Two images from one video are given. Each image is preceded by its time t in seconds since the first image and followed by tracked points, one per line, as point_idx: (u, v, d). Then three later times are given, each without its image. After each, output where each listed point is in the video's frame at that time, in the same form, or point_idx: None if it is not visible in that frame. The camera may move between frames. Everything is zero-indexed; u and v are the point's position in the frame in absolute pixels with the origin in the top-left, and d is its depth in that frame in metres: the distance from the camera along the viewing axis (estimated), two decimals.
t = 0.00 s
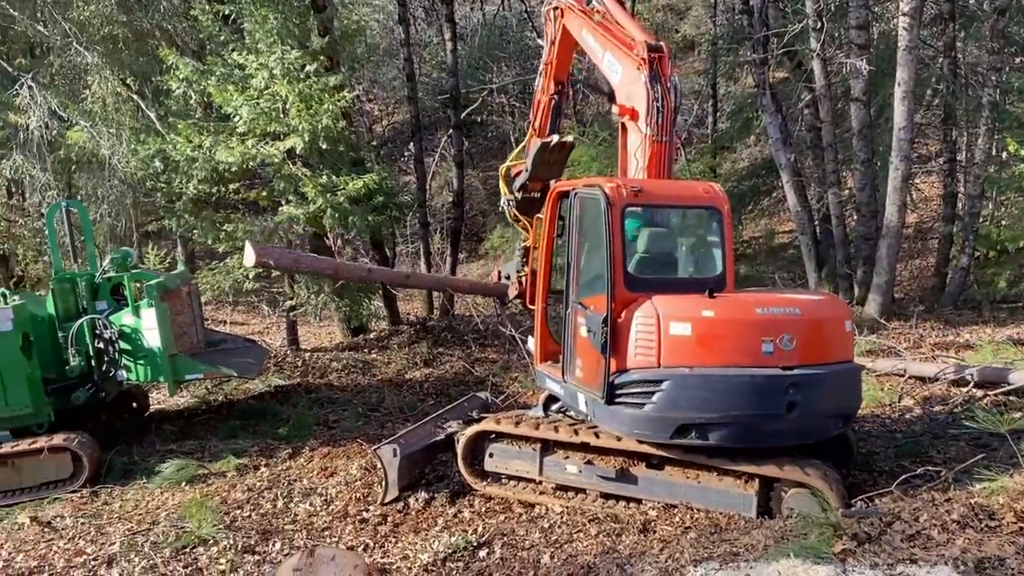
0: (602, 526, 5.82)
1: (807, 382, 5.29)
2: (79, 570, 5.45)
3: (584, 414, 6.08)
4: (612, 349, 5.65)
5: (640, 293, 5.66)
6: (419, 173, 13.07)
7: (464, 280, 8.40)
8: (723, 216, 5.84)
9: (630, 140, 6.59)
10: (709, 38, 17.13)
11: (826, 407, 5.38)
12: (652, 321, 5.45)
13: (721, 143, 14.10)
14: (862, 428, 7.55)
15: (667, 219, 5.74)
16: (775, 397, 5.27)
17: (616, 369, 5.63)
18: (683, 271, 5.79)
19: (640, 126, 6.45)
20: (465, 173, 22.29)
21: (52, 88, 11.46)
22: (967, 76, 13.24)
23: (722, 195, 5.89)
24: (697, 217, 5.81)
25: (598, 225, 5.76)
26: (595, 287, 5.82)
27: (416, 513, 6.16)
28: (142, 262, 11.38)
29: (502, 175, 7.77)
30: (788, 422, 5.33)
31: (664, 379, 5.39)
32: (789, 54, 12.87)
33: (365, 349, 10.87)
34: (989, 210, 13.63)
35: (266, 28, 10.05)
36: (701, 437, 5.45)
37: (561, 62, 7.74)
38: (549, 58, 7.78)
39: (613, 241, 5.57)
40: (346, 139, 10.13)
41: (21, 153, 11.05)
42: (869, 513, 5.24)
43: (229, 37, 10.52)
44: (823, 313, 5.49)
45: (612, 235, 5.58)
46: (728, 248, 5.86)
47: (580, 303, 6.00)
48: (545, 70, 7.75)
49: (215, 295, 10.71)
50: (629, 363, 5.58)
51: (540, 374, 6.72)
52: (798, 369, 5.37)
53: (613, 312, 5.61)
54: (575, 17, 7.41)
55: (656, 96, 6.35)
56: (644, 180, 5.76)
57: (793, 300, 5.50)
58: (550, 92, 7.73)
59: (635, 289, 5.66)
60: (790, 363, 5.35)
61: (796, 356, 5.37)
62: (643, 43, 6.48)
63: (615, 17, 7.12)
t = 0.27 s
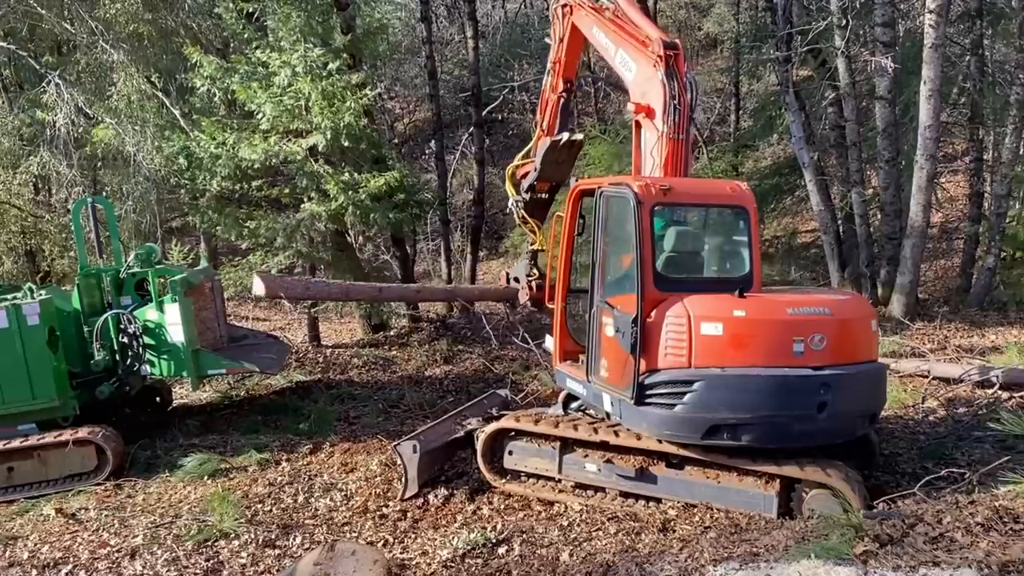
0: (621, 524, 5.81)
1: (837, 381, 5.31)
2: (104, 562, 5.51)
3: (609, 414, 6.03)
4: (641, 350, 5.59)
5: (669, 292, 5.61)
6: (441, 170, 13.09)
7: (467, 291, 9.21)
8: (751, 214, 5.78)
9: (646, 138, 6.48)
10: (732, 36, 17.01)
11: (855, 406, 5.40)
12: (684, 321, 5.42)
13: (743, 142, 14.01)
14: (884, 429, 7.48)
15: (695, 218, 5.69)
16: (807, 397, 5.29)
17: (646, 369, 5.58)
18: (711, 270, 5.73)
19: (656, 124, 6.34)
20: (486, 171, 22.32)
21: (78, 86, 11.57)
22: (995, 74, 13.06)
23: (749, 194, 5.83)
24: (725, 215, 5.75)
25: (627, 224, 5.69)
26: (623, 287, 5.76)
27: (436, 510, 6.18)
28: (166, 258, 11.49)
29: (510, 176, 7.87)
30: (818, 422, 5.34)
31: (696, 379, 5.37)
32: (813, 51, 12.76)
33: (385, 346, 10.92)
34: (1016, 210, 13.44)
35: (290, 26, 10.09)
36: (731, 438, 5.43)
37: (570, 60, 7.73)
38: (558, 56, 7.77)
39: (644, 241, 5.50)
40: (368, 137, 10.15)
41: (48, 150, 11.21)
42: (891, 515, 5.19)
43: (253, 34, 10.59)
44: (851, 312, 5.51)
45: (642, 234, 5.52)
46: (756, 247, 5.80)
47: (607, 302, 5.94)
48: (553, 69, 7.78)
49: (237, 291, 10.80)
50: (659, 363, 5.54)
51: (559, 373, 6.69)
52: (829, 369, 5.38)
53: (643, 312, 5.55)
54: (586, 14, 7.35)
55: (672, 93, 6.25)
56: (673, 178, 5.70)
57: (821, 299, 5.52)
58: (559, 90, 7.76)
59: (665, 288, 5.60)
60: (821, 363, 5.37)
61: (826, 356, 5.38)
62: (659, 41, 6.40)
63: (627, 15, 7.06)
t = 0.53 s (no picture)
0: (642, 524, 5.79)
1: (870, 381, 5.32)
2: (129, 554, 5.57)
3: (635, 413, 6.01)
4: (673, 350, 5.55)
5: (701, 292, 5.57)
6: (462, 168, 13.11)
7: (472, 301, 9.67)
8: (780, 214, 5.73)
9: (661, 138, 6.44)
10: (756, 34, 16.90)
11: (886, 405, 5.42)
12: (718, 321, 5.39)
13: (767, 140, 13.92)
14: (909, 431, 7.41)
15: (725, 216, 5.66)
16: (841, 397, 5.28)
17: (679, 370, 5.54)
18: (741, 269, 5.67)
19: (671, 123, 6.30)
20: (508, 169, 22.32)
21: (105, 84, 11.67)
22: None
23: (778, 193, 5.78)
24: (754, 214, 5.69)
25: (659, 223, 5.65)
26: (653, 286, 5.73)
27: (456, 507, 6.20)
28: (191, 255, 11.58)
29: (516, 183, 7.77)
30: (851, 422, 5.35)
31: (731, 380, 5.34)
32: (839, 50, 12.65)
33: (407, 343, 10.96)
34: None
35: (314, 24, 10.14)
36: (765, 438, 5.40)
37: (576, 63, 7.67)
38: (563, 60, 7.71)
39: (677, 239, 5.47)
40: (391, 135, 10.17)
41: (75, 147, 11.27)
42: (915, 517, 5.14)
43: (278, 33, 10.67)
44: (881, 312, 5.54)
45: (675, 233, 5.48)
46: (785, 247, 5.72)
47: (636, 302, 5.90)
48: (559, 72, 7.67)
49: (261, 288, 10.89)
50: (692, 363, 5.50)
51: (580, 374, 6.64)
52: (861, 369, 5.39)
53: (676, 312, 5.52)
54: (594, 16, 7.32)
55: (687, 92, 6.21)
56: (703, 177, 5.67)
57: (851, 299, 5.54)
58: (565, 95, 7.62)
59: (696, 288, 5.57)
60: (853, 363, 5.38)
61: (858, 355, 5.40)
62: (672, 40, 6.37)
63: (635, 16, 7.04)
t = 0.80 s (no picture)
0: (664, 524, 5.77)
1: (903, 382, 5.31)
2: (154, 547, 5.63)
3: (660, 414, 6.00)
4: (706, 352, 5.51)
5: (734, 293, 5.54)
6: (485, 167, 13.12)
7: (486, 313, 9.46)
8: (810, 214, 5.70)
9: (679, 135, 6.40)
10: (781, 32, 16.77)
11: (917, 406, 5.42)
12: (753, 322, 5.35)
13: (792, 140, 13.82)
14: (935, 433, 7.33)
15: (757, 216, 5.63)
16: (876, 398, 5.26)
17: (712, 371, 5.49)
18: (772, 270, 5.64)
19: (690, 120, 6.26)
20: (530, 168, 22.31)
21: (133, 82, 11.78)
22: None
23: (807, 193, 5.75)
24: (785, 215, 5.66)
25: (691, 223, 5.62)
26: (685, 287, 5.69)
27: (478, 504, 6.22)
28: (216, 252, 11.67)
29: (524, 183, 7.62)
30: (885, 423, 5.33)
31: (767, 382, 5.29)
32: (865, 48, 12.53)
33: (429, 341, 10.99)
34: None
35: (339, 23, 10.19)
36: (799, 440, 5.36)
37: (586, 62, 7.60)
38: (575, 58, 7.64)
39: (711, 239, 5.44)
40: (415, 134, 10.19)
41: (103, 145, 11.36)
42: (942, 520, 5.09)
43: (303, 32, 10.74)
44: (911, 312, 5.54)
45: (709, 232, 5.45)
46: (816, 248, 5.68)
47: (665, 302, 5.86)
48: (569, 71, 7.62)
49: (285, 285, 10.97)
50: (726, 365, 5.45)
51: (601, 374, 6.57)
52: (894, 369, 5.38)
53: (710, 313, 5.48)
54: (607, 15, 7.26)
55: (706, 89, 6.17)
56: (734, 176, 5.65)
57: (882, 300, 5.53)
58: (576, 93, 7.60)
59: (729, 288, 5.54)
60: (887, 364, 5.36)
61: (891, 356, 5.38)
62: (690, 37, 6.32)
63: (649, 14, 6.99)
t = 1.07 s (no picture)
0: (687, 524, 5.75)
1: (938, 383, 5.27)
2: (181, 541, 5.69)
3: (687, 414, 5.98)
4: (739, 353, 5.46)
5: (767, 293, 5.49)
6: (509, 166, 13.13)
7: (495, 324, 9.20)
8: (841, 213, 5.65)
9: (698, 135, 6.35)
10: (808, 31, 16.63)
11: (951, 407, 5.37)
12: (787, 322, 5.31)
13: (818, 139, 13.69)
14: (964, 436, 7.24)
15: (790, 216, 5.59)
16: (911, 400, 5.21)
17: (746, 373, 5.45)
18: (804, 270, 5.60)
19: (709, 120, 6.21)
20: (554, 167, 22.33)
21: (161, 81, 11.89)
22: None
23: (837, 192, 5.70)
24: (816, 215, 5.62)
25: (723, 223, 5.59)
26: (717, 287, 5.65)
27: (501, 502, 6.23)
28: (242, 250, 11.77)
29: (536, 186, 7.64)
30: (919, 425, 5.29)
31: (802, 384, 5.24)
32: (894, 47, 12.39)
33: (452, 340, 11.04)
34: None
35: (364, 22, 10.22)
36: (833, 442, 5.32)
37: (598, 63, 7.56)
38: (586, 60, 7.60)
39: (744, 238, 5.40)
40: (439, 133, 10.20)
41: (132, 143, 11.47)
42: (970, 524, 5.02)
43: (329, 31, 10.82)
44: (945, 313, 5.49)
45: (743, 232, 5.42)
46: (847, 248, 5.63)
47: (696, 303, 5.82)
48: (580, 72, 7.58)
49: (310, 282, 11.08)
50: (760, 366, 5.41)
51: (626, 375, 6.57)
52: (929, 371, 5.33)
53: (743, 313, 5.43)
54: (621, 16, 7.21)
55: (725, 88, 6.10)
56: (766, 176, 5.61)
57: (916, 300, 5.48)
58: (587, 95, 7.56)
59: (763, 288, 5.49)
60: (921, 365, 5.31)
61: (926, 357, 5.33)
62: (707, 36, 6.26)
63: (663, 14, 6.93)
